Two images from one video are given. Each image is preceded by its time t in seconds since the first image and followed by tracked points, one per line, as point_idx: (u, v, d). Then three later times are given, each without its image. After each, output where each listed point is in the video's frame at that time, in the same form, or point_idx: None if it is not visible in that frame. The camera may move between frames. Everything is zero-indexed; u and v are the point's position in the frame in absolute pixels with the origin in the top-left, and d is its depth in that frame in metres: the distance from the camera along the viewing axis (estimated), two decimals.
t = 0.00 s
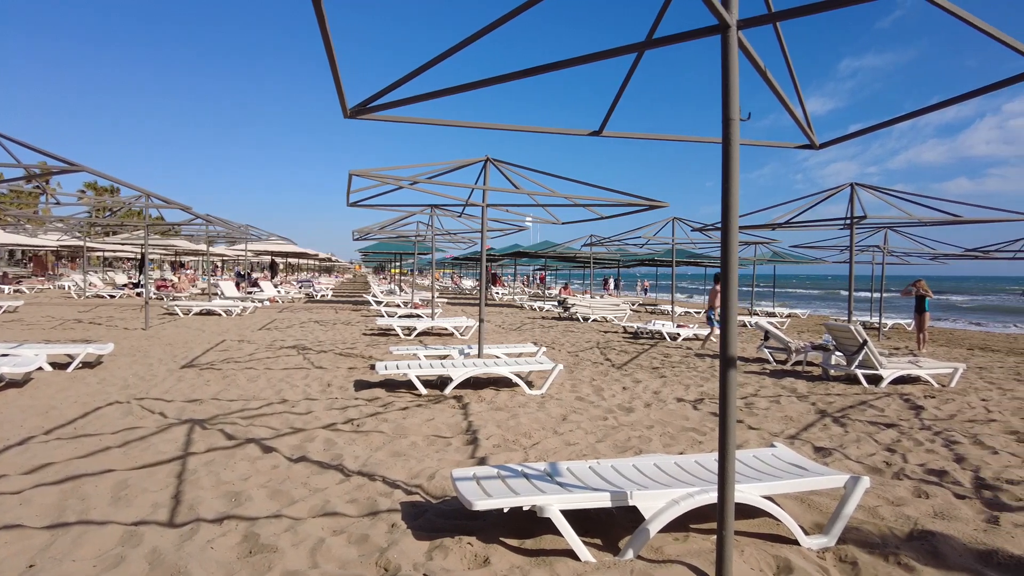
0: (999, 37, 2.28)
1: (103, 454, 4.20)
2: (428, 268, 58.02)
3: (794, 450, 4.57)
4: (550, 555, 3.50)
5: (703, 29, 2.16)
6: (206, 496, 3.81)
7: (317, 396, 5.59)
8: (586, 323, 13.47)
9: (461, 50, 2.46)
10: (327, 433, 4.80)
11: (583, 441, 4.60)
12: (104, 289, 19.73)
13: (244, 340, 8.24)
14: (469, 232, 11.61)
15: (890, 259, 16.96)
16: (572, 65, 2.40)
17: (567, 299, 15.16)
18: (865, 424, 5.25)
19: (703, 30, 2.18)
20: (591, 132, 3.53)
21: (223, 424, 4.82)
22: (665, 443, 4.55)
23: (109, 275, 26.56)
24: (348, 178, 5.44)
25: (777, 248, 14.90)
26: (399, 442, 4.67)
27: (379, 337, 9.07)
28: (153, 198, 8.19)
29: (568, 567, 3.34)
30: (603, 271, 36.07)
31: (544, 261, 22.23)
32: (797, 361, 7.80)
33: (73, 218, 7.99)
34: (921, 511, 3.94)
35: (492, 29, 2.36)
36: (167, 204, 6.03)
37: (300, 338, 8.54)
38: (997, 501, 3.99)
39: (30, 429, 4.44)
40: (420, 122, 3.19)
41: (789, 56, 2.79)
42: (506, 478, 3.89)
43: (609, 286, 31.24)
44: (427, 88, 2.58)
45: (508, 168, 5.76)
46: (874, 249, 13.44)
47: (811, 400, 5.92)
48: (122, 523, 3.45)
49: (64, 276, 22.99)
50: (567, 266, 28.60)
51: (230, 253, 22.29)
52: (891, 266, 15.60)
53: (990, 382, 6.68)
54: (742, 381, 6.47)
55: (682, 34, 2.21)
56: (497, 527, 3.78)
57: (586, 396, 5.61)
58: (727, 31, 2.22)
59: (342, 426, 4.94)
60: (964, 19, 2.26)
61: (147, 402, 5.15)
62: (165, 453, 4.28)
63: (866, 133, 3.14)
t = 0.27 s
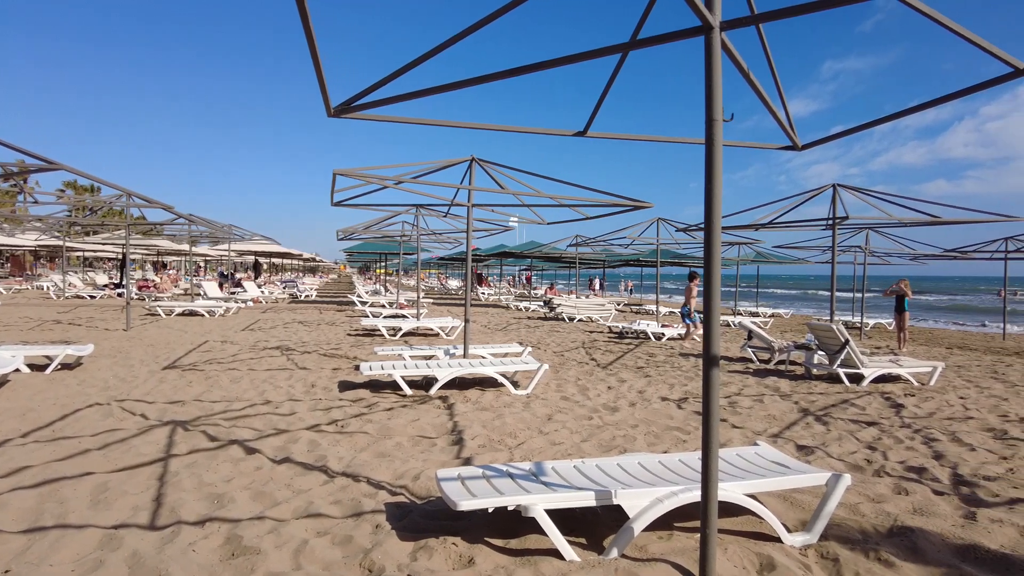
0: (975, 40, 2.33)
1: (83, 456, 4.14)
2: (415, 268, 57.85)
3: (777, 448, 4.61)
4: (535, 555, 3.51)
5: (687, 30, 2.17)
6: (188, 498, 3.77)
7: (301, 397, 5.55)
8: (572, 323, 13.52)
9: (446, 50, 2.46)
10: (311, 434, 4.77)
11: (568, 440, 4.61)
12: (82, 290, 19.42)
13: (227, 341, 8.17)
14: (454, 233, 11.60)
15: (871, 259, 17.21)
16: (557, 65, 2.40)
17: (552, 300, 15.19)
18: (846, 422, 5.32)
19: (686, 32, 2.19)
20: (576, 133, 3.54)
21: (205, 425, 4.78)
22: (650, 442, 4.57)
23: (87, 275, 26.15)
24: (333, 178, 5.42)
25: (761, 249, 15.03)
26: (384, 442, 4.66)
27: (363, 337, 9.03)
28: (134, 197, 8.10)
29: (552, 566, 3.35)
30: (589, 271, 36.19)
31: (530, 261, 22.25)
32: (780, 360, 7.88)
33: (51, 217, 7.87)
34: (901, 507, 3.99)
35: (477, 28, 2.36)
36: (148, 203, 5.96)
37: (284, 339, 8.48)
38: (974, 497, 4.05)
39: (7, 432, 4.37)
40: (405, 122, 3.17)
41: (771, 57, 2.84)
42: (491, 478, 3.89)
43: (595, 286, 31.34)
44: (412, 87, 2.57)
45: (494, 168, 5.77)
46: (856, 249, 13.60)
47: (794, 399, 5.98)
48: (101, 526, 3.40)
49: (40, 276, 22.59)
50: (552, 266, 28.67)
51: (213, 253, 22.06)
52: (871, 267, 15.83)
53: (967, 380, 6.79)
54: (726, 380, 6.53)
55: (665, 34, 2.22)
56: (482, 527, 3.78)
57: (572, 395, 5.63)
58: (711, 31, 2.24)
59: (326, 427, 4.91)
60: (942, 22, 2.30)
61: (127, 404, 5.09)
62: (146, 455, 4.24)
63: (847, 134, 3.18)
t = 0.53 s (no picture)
0: (952, 43, 2.37)
1: (61, 459, 4.08)
2: (401, 268, 57.65)
3: (759, 447, 4.66)
4: (519, 554, 3.51)
5: (670, 32, 2.19)
6: (169, 501, 3.73)
7: (284, 398, 5.52)
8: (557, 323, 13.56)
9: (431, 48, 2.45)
10: (294, 435, 4.74)
11: (553, 440, 4.62)
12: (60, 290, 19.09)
13: (209, 342, 8.09)
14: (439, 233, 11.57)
15: (851, 259, 17.46)
16: (542, 65, 2.40)
17: (537, 300, 15.23)
18: (828, 420, 5.39)
19: (669, 32, 2.21)
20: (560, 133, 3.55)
21: (186, 427, 4.73)
22: (634, 441, 4.60)
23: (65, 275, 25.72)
24: (316, 177, 5.38)
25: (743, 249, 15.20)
26: (368, 443, 4.64)
27: (347, 338, 8.99)
28: (115, 196, 7.99)
29: (537, 565, 3.35)
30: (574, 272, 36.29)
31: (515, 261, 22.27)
32: (763, 359, 7.94)
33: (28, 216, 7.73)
34: (881, 504, 4.05)
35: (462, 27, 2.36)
36: (128, 203, 5.89)
37: (267, 339, 8.41)
38: (952, 493, 4.12)
39: None
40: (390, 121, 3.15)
41: (754, 58, 2.88)
42: (476, 477, 3.88)
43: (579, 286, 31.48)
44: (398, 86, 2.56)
45: (478, 168, 5.77)
46: (838, 249, 13.76)
47: (776, 397, 6.04)
48: (80, 530, 3.35)
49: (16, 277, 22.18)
50: (537, 266, 28.71)
51: (195, 253, 21.81)
52: (852, 267, 16.05)
53: (945, 378, 6.91)
54: (709, 379, 6.59)
55: (648, 35, 2.23)
56: (467, 527, 3.78)
57: (556, 395, 5.64)
58: (694, 32, 2.25)
59: (309, 428, 4.89)
60: (919, 25, 2.34)
61: (107, 405, 5.03)
62: (126, 457, 4.18)
63: (827, 135, 3.22)
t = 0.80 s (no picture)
0: (927, 46, 2.42)
1: (36, 462, 4.01)
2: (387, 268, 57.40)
3: (741, 445, 4.71)
4: (503, 553, 3.51)
5: (652, 33, 2.21)
6: (148, 503, 3.69)
7: (266, 399, 5.47)
8: (542, 323, 13.59)
9: (415, 46, 2.43)
10: (276, 436, 4.71)
11: (537, 439, 4.63)
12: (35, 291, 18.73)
13: (190, 343, 8.00)
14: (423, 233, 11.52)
15: (831, 259, 17.72)
16: (526, 65, 2.40)
17: (522, 300, 15.25)
18: (808, 418, 5.46)
19: (652, 33, 2.22)
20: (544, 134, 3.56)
21: (166, 429, 4.67)
22: (617, 440, 4.63)
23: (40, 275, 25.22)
24: (299, 176, 5.34)
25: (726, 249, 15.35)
26: (351, 444, 4.62)
27: (330, 338, 8.94)
28: (93, 194, 7.87)
29: (520, 564, 3.36)
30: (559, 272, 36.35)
31: (500, 261, 22.28)
32: (744, 358, 8.06)
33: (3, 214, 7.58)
34: (860, 500, 4.11)
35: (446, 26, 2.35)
36: (107, 201, 5.80)
37: (249, 340, 8.34)
38: (929, 489, 4.20)
39: None
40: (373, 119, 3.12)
41: (735, 59, 2.91)
42: (459, 477, 3.88)
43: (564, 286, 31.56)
44: (381, 84, 2.54)
45: (462, 168, 5.77)
46: (818, 249, 13.94)
47: (758, 396, 6.11)
48: (56, 534, 3.30)
49: None
50: (522, 266, 28.73)
51: (175, 253, 21.52)
52: (832, 267, 16.29)
53: (923, 376, 7.03)
54: (692, 378, 6.64)
55: (631, 36, 2.25)
56: (450, 528, 3.78)
57: (541, 394, 5.66)
58: (675, 34, 2.27)
59: (292, 429, 4.86)
60: (895, 28, 2.38)
61: (84, 407, 4.95)
62: (104, 460, 4.13)
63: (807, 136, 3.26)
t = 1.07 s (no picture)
0: (903, 49, 2.45)
1: (10, 466, 3.94)
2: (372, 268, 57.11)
3: (722, 443, 4.75)
4: (485, 554, 3.51)
5: (633, 33, 2.21)
6: (125, 507, 3.63)
7: (247, 400, 5.42)
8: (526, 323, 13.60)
9: (397, 44, 2.41)
10: (257, 438, 4.67)
11: (520, 439, 4.64)
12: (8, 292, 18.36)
13: (169, 343, 7.90)
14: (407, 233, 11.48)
15: (811, 258, 17.95)
16: (509, 64, 2.39)
17: (506, 299, 15.25)
18: (789, 417, 5.52)
19: (634, 34, 2.23)
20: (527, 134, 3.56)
21: (145, 431, 4.61)
22: (600, 439, 4.64)
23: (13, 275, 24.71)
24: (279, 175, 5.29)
25: (708, 249, 15.50)
26: (333, 445, 4.60)
27: (313, 338, 8.87)
28: (69, 193, 7.74)
29: (503, 564, 3.36)
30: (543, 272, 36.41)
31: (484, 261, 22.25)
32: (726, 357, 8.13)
33: None
34: (840, 498, 4.16)
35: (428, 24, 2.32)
36: (83, 200, 5.70)
37: (230, 340, 8.26)
38: (906, 485, 4.26)
39: None
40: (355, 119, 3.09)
41: (717, 60, 2.93)
42: (442, 478, 3.87)
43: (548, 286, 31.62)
44: (363, 82, 2.51)
45: (446, 167, 5.76)
46: (799, 249, 14.10)
47: (739, 395, 6.17)
48: (29, 539, 3.24)
49: None
50: (506, 266, 28.74)
51: (154, 253, 21.22)
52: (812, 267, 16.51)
53: (900, 374, 7.14)
54: (674, 377, 6.69)
55: (613, 36, 2.25)
56: (433, 528, 3.77)
57: (524, 394, 5.66)
58: (657, 34, 2.28)
59: (273, 430, 4.82)
60: (874, 31, 2.42)
61: (60, 410, 4.87)
62: (80, 463, 4.06)
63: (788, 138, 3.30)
